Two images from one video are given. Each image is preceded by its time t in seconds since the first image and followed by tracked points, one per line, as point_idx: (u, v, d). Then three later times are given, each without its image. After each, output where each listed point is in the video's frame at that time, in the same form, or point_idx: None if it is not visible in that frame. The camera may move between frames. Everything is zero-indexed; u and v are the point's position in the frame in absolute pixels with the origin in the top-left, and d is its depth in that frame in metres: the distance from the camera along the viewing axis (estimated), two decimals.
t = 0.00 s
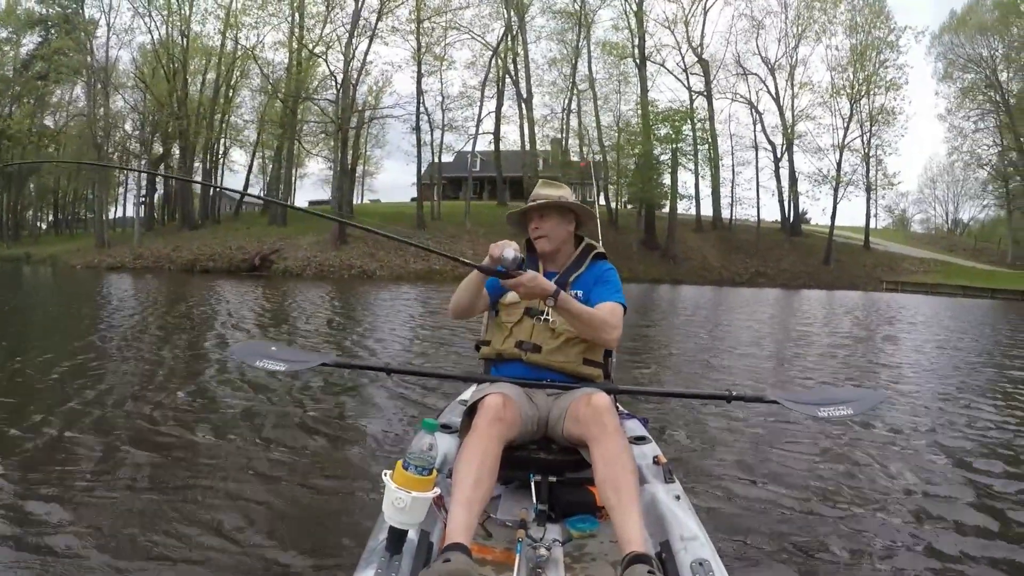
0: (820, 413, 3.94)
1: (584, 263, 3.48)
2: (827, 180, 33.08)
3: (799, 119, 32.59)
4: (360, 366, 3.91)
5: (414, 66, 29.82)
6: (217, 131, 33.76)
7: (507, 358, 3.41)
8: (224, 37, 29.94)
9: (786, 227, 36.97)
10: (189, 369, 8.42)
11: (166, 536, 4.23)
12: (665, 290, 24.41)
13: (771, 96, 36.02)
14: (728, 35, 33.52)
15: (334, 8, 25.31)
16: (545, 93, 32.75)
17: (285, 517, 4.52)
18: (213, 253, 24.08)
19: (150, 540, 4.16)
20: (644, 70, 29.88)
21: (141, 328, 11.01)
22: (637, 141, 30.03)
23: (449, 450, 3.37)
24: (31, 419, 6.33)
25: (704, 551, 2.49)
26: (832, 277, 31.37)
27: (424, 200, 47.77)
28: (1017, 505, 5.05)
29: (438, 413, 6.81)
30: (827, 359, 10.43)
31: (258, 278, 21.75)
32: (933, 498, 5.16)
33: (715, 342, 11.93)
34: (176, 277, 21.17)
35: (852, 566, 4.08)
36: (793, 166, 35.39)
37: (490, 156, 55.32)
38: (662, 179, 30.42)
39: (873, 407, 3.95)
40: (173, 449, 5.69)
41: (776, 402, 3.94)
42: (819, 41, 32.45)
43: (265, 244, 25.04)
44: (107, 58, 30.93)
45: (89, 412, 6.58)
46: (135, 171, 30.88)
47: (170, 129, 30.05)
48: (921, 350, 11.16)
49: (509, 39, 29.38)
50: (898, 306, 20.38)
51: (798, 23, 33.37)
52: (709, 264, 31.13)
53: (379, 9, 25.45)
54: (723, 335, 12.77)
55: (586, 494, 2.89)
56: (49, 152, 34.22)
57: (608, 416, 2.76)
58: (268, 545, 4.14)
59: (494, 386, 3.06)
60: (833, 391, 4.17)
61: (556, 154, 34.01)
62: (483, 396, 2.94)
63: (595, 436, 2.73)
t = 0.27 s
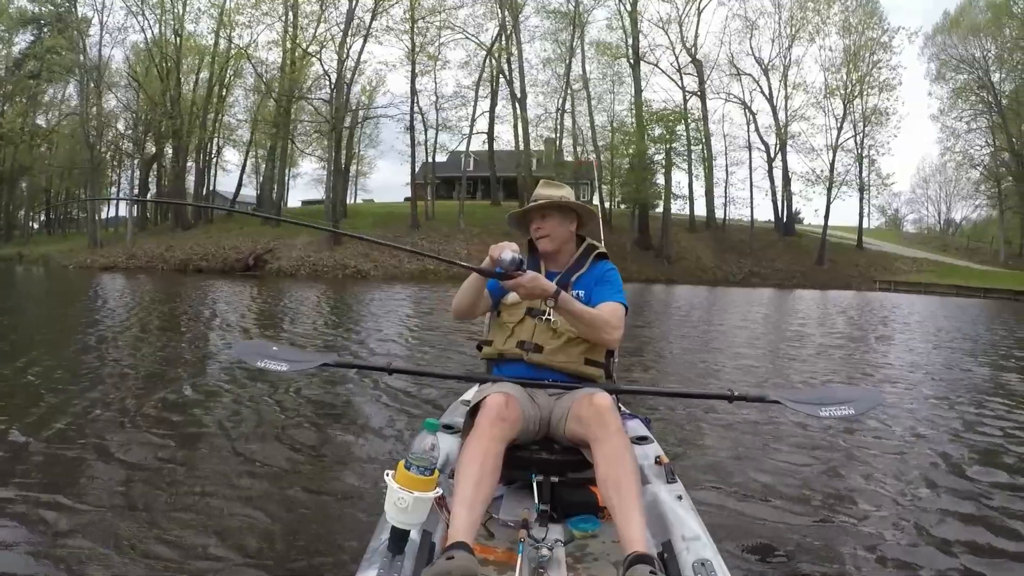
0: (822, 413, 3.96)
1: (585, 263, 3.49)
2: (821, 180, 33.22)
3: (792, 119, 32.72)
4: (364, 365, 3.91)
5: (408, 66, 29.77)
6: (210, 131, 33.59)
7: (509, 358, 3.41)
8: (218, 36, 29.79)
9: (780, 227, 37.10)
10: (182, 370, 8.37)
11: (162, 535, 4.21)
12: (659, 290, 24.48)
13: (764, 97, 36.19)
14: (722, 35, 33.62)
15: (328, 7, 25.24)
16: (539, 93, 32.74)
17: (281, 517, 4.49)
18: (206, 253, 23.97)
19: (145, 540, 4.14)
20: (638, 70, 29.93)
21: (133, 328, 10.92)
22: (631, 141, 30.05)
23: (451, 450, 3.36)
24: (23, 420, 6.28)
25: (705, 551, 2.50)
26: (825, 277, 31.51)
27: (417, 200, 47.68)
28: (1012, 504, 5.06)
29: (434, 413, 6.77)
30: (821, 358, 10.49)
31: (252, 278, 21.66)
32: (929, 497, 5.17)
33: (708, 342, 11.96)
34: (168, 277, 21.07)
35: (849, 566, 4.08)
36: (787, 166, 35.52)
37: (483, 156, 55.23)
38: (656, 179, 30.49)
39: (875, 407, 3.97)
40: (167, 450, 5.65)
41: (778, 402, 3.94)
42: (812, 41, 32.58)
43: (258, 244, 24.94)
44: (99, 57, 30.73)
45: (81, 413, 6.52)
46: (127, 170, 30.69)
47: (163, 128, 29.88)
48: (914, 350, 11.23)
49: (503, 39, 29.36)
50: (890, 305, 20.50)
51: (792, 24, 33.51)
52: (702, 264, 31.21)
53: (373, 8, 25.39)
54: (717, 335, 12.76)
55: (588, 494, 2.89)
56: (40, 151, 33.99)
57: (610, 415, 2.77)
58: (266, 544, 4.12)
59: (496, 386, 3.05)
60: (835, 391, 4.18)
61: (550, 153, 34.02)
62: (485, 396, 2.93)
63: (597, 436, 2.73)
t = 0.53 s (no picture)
0: (823, 424, 3.94)
1: (586, 263, 3.49)
2: (814, 183, 33.39)
3: (786, 122, 32.86)
4: (368, 362, 3.91)
5: (403, 64, 29.69)
6: (203, 127, 33.36)
7: (511, 360, 3.41)
8: (212, 32, 29.61)
9: (772, 229, 37.27)
10: (174, 368, 8.30)
11: (157, 534, 4.17)
12: (652, 291, 24.53)
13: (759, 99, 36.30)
14: (716, 37, 33.73)
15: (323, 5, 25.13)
16: (533, 93, 32.74)
17: (276, 516, 4.45)
18: (199, 250, 23.85)
19: (140, 537, 4.10)
20: (633, 71, 29.98)
21: (123, 326, 10.83)
22: (625, 142, 30.10)
23: (453, 450, 3.35)
24: (16, 417, 6.23)
25: (708, 550, 2.50)
26: (818, 279, 31.65)
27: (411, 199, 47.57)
28: (1007, 504, 5.06)
29: (429, 413, 6.74)
30: (814, 359, 10.55)
31: (245, 275, 21.55)
32: (924, 497, 5.19)
33: (703, 343, 12.00)
34: (161, 274, 20.94)
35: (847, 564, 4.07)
36: (780, 169, 35.66)
37: (477, 155, 55.18)
38: (650, 180, 30.56)
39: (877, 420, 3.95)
40: (160, 448, 5.60)
41: (780, 410, 3.92)
42: (807, 44, 32.74)
43: (251, 241, 24.82)
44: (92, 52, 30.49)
45: (74, 411, 6.47)
46: (119, 167, 30.47)
47: (157, 125, 29.68)
48: (906, 352, 11.31)
49: (498, 38, 29.34)
50: (882, 308, 20.63)
51: (787, 27, 33.66)
52: (696, 265, 31.32)
53: (369, 6, 25.30)
54: (711, 336, 12.75)
55: (591, 495, 2.90)
56: (31, 146, 33.71)
57: (612, 415, 2.77)
58: (263, 542, 4.08)
59: (498, 385, 3.05)
60: (838, 402, 4.16)
61: (544, 153, 34.01)
62: (487, 395, 2.94)
63: (599, 436, 2.74)
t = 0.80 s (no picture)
0: (823, 425, 3.96)
1: (588, 263, 3.50)
2: (806, 186, 33.57)
3: (780, 125, 33.01)
4: (368, 361, 3.89)
5: (398, 62, 29.60)
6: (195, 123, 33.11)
7: (512, 360, 3.42)
8: (206, 27, 29.41)
9: (764, 231, 37.45)
10: (161, 366, 8.20)
11: (151, 534, 4.14)
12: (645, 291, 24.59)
13: (752, 101, 36.41)
14: (711, 39, 33.85)
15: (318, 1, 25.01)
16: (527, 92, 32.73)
17: (272, 518, 4.41)
18: (190, 247, 23.71)
19: (134, 538, 4.07)
20: (627, 72, 30.03)
21: (110, 323, 10.70)
22: (619, 143, 30.14)
23: (454, 450, 3.35)
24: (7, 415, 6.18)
25: (709, 551, 2.52)
26: (809, 282, 31.84)
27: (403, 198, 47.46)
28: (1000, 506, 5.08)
29: (424, 413, 6.74)
30: (806, 362, 10.61)
31: (237, 273, 21.43)
32: (917, 498, 5.23)
33: (696, 345, 12.05)
34: (152, 270, 20.81)
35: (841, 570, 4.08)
36: (773, 171, 35.81)
37: (470, 154, 55.10)
38: (643, 181, 30.64)
39: (877, 421, 3.96)
40: (152, 448, 5.55)
41: (782, 411, 3.93)
42: (801, 48, 32.90)
43: (243, 239, 24.70)
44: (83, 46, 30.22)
45: (65, 409, 6.42)
46: (110, 162, 30.22)
47: (149, 120, 29.47)
48: (897, 355, 11.39)
49: (493, 37, 29.31)
50: (872, 311, 20.76)
51: (782, 30, 33.81)
52: (688, 266, 31.43)
53: (364, 3, 25.20)
54: (702, 339, 12.73)
55: (592, 495, 2.90)
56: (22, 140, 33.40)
57: (614, 415, 2.78)
58: (258, 544, 4.07)
59: (500, 385, 3.05)
60: (839, 401, 4.16)
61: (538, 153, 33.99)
62: (490, 395, 2.94)
63: (602, 436, 2.75)
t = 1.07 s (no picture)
0: (825, 418, 3.90)
1: (586, 264, 3.50)
2: (796, 184, 33.78)
3: (768, 124, 33.18)
4: (366, 365, 3.87)
5: (387, 61, 29.51)
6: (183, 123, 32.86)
7: (512, 361, 3.42)
8: (195, 27, 29.19)
9: (754, 229, 37.66)
10: (149, 369, 8.11)
11: (145, 540, 4.10)
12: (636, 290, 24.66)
13: (741, 100, 36.55)
14: (700, 38, 33.97)
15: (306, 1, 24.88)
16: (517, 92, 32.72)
17: (268, 520, 4.39)
18: (179, 248, 23.54)
19: (129, 543, 4.03)
20: (616, 71, 30.08)
21: (97, 326, 10.58)
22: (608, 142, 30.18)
23: (456, 450, 3.35)
24: None
25: (710, 551, 2.52)
26: (798, 279, 32.09)
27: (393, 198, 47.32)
28: (993, 496, 5.10)
29: (418, 413, 6.72)
30: (797, 359, 10.67)
31: (226, 274, 21.30)
32: (910, 488, 5.27)
33: (687, 343, 12.09)
34: (141, 272, 20.64)
35: (840, 559, 4.09)
36: (762, 170, 35.99)
37: (460, 153, 55.00)
38: (633, 180, 30.73)
39: (881, 413, 3.90)
40: (144, 451, 5.51)
41: (783, 404, 3.89)
42: (790, 47, 33.09)
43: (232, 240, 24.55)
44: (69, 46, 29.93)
45: (56, 413, 6.36)
46: (98, 163, 29.96)
47: (137, 121, 29.24)
48: (887, 352, 11.47)
49: (482, 37, 29.27)
50: (861, 308, 20.92)
51: (771, 30, 33.98)
52: (678, 265, 31.55)
53: (353, 3, 25.09)
54: (692, 337, 12.76)
55: (593, 495, 2.91)
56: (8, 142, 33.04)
57: (614, 415, 2.79)
58: (254, 547, 4.04)
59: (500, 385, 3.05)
60: (843, 393, 4.10)
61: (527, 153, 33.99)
62: (490, 395, 2.94)
63: (603, 436, 2.75)
